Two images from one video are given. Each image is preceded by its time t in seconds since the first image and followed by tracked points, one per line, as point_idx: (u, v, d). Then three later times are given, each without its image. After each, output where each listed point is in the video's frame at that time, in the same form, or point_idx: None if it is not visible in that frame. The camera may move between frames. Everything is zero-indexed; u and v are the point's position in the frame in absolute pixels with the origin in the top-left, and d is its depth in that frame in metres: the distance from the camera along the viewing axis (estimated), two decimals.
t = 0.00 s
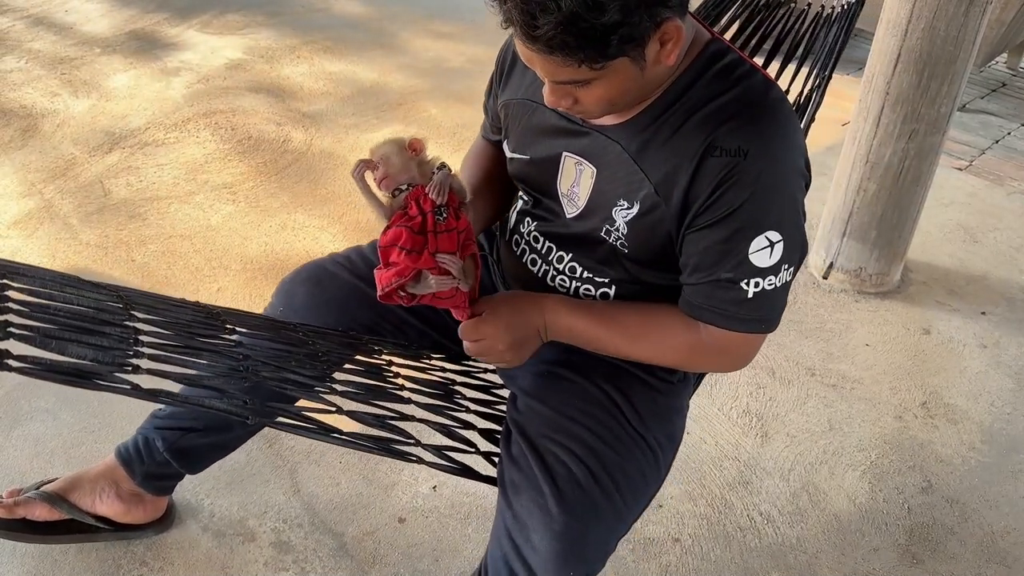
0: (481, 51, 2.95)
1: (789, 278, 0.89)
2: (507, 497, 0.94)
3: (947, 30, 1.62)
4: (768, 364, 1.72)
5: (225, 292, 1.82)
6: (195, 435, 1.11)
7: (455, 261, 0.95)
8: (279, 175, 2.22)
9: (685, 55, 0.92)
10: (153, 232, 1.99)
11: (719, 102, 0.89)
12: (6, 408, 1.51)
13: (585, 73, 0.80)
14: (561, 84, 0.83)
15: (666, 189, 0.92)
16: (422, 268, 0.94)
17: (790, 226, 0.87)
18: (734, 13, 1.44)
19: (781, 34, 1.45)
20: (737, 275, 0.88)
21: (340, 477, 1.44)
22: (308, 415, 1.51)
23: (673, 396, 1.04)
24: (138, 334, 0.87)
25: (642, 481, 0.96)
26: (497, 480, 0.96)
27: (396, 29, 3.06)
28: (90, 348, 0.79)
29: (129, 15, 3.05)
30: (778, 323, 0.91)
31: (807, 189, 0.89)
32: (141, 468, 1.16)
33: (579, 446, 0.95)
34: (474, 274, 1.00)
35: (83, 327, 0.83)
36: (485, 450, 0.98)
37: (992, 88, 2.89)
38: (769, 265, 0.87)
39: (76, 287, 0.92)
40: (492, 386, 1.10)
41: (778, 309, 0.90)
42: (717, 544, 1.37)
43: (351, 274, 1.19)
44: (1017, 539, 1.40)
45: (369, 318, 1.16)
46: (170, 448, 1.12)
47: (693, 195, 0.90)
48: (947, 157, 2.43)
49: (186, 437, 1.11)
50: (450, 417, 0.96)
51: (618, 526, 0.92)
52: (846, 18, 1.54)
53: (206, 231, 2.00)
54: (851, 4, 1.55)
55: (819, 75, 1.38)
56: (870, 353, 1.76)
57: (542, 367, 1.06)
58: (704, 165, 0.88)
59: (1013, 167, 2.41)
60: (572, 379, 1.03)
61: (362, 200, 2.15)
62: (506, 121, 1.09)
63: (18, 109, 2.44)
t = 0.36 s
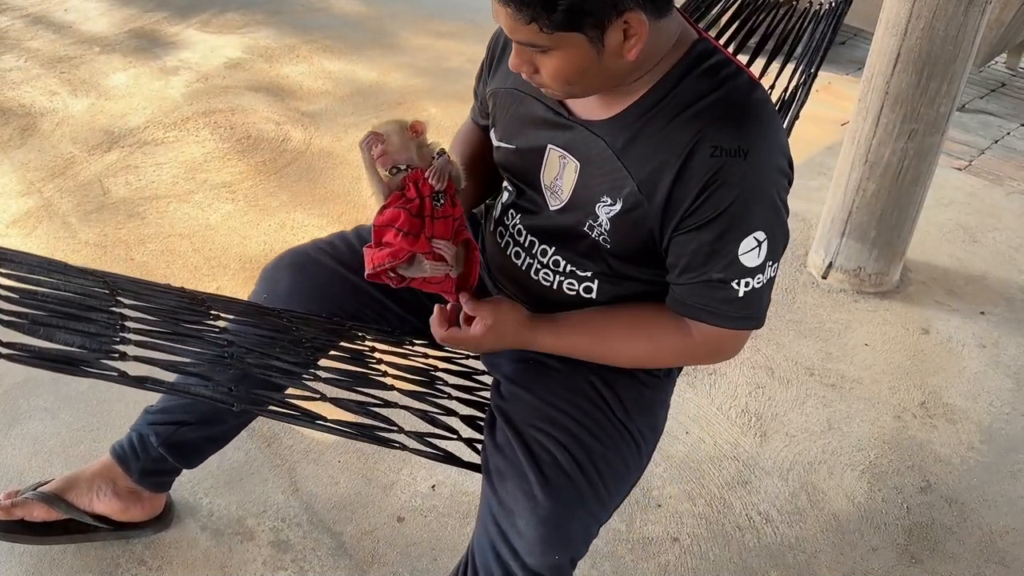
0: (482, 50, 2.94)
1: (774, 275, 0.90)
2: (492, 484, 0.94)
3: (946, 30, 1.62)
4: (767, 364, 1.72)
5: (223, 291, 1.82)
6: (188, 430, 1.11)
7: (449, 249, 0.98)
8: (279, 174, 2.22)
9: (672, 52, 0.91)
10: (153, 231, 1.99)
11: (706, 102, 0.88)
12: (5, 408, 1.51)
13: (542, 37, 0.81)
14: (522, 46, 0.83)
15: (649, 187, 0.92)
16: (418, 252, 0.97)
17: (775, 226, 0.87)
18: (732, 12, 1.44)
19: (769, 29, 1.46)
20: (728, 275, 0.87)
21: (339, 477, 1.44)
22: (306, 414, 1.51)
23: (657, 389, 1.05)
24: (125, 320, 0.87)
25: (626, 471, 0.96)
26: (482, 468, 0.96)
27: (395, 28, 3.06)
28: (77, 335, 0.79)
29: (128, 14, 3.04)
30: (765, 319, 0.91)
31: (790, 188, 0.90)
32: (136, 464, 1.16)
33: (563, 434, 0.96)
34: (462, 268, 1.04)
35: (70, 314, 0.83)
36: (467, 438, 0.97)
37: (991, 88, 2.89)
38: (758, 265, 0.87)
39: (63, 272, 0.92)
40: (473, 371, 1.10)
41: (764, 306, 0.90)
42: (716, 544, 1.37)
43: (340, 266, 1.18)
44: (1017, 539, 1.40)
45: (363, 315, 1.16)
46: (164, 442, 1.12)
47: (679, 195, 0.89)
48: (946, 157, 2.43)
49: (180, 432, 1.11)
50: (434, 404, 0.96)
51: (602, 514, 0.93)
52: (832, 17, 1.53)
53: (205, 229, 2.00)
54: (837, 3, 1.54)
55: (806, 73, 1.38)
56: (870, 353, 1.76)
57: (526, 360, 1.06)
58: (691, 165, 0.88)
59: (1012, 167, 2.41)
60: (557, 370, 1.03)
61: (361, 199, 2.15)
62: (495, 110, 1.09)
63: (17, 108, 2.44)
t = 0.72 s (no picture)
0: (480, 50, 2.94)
1: (775, 285, 0.89)
2: (498, 494, 0.94)
3: (945, 30, 1.62)
4: (766, 364, 1.72)
5: (221, 290, 1.81)
6: (192, 434, 1.11)
7: (513, 266, 1.02)
8: (277, 174, 2.21)
9: (675, 55, 0.91)
10: (151, 230, 1.99)
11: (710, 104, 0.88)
12: (3, 406, 1.51)
13: (530, 35, 0.81)
14: (513, 43, 0.84)
15: (652, 191, 0.92)
16: (486, 273, 1.00)
17: (776, 233, 0.86)
18: (732, 12, 1.44)
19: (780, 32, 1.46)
20: (719, 278, 0.87)
21: (337, 476, 1.44)
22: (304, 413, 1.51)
23: (667, 396, 1.04)
24: (132, 331, 0.87)
25: (633, 478, 0.96)
26: (488, 478, 0.96)
27: (394, 27, 3.06)
28: (82, 345, 0.80)
29: (127, 13, 3.04)
30: (765, 329, 0.90)
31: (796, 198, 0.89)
32: (136, 466, 1.16)
33: (569, 443, 0.96)
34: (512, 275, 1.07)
35: (76, 324, 0.83)
36: (479, 449, 0.98)
37: (990, 89, 2.89)
38: (753, 270, 0.87)
39: (69, 284, 0.92)
40: (486, 381, 1.10)
41: (763, 315, 0.89)
42: (714, 544, 1.37)
43: (354, 278, 1.18)
44: (1015, 539, 1.41)
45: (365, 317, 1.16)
46: (166, 446, 1.12)
47: (678, 197, 0.90)
48: (945, 158, 2.43)
49: (183, 436, 1.11)
50: (444, 415, 0.96)
51: (608, 525, 0.93)
52: (843, 17, 1.55)
53: (204, 229, 2.00)
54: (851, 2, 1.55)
55: (817, 74, 1.38)
56: (868, 353, 1.76)
57: (533, 364, 1.06)
58: (692, 165, 0.88)
59: (1011, 167, 2.41)
60: (563, 376, 1.03)
61: (360, 198, 2.14)
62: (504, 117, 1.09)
63: (15, 106, 2.43)
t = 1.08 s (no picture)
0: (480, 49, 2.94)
1: (792, 300, 0.88)
2: (512, 507, 0.94)
3: (944, 31, 1.62)
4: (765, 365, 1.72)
5: (220, 290, 1.81)
6: (195, 440, 1.11)
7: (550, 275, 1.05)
8: (276, 173, 2.21)
9: (680, 67, 0.91)
10: (149, 229, 1.99)
11: (718, 118, 0.88)
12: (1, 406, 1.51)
13: (534, 69, 0.82)
14: (518, 76, 0.84)
15: (661, 206, 0.92)
16: (523, 285, 1.03)
17: (790, 249, 0.86)
18: (732, 13, 1.44)
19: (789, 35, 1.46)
20: (734, 296, 0.87)
21: (335, 476, 1.44)
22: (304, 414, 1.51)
23: (683, 410, 1.03)
24: (141, 344, 0.87)
25: (650, 491, 0.96)
26: (504, 491, 0.96)
27: (393, 27, 3.06)
28: (91, 358, 0.79)
29: (125, 12, 3.03)
30: (780, 345, 0.90)
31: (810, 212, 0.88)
32: (137, 470, 1.16)
33: (584, 456, 0.96)
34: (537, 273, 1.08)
35: (84, 337, 0.82)
36: (494, 464, 0.98)
37: (989, 90, 2.89)
38: (768, 287, 0.86)
39: (77, 296, 0.92)
40: (501, 396, 1.11)
41: (779, 332, 0.89)
42: (712, 544, 1.37)
43: (366, 293, 1.17)
44: (1012, 540, 1.41)
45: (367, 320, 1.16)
46: (168, 452, 1.12)
47: (689, 213, 0.90)
48: (944, 158, 2.43)
49: (187, 443, 1.11)
50: (458, 429, 0.97)
51: (624, 539, 0.93)
52: (856, 18, 1.54)
53: (202, 228, 2.00)
54: (862, 4, 1.55)
55: (831, 78, 1.39)
56: (866, 354, 1.76)
57: (547, 377, 1.07)
58: (700, 181, 0.88)
59: (1010, 168, 2.41)
60: (578, 388, 1.03)
61: (358, 198, 2.14)
62: (516, 126, 1.10)
63: (13, 105, 2.43)
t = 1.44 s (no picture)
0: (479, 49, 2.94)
1: (784, 303, 0.89)
2: (504, 500, 0.94)
3: (944, 32, 1.62)
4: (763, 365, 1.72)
5: (219, 289, 1.81)
6: (188, 435, 1.11)
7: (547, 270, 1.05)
8: (275, 173, 2.21)
9: (675, 74, 0.90)
10: (149, 229, 1.98)
11: (712, 125, 0.88)
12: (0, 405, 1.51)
13: (527, 88, 0.82)
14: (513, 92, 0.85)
15: (655, 210, 0.92)
16: (520, 275, 1.02)
17: (783, 255, 0.86)
18: (731, 13, 1.44)
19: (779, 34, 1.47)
20: (729, 302, 0.88)
21: (333, 476, 1.44)
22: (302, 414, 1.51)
23: (673, 406, 1.04)
24: (134, 336, 0.87)
25: (640, 486, 0.96)
26: (494, 483, 0.96)
27: (393, 27, 3.06)
28: (84, 350, 0.79)
29: (124, 11, 3.03)
30: (772, 347, 0.91)
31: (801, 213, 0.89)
32: (133, 467, 1.16)
33: (576, 449, 0.96)
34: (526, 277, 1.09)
35: (77, 329, 0.82)
36: (483, 455, 0.98)
37: (987, 91, 2.90)
38: (762, 292, 0.87)
39: (69, 287, 0.91)
40: (489, 388, 1.11)
41: (771, 334, 0.90)
42: (711, 544, 1.37)
43: (354, 283, 1.17)
44: (1011, 541, 1.41)
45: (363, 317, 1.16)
46: (163, 447, 1.12)
47: (684, 219, 0.90)
48: (943, 160, 2.44)
49: (180, 438, 1.11)
50: (447, 421, 0.96)
51: (615, 532, 0.93)
52: (847, 19, 1.53)
53: (202, 227, 2.00)
54: (852, 6, 1.54)
55: (819, 77, 1.39)
56: (864, 355, 1.76)
57: (536, 371, 1.07)
58: (696, 189, 0.88)
59: (1008, 169, 2.41)
60: (570, 383, 1.03)
61: (358, 198, 2.14)
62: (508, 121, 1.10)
63: (12, 104, 2.43)
